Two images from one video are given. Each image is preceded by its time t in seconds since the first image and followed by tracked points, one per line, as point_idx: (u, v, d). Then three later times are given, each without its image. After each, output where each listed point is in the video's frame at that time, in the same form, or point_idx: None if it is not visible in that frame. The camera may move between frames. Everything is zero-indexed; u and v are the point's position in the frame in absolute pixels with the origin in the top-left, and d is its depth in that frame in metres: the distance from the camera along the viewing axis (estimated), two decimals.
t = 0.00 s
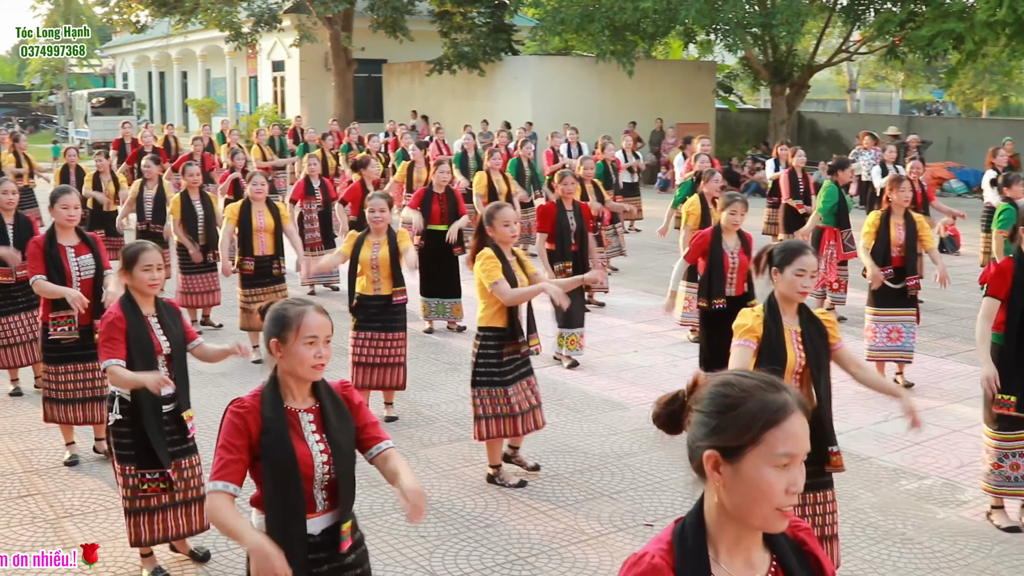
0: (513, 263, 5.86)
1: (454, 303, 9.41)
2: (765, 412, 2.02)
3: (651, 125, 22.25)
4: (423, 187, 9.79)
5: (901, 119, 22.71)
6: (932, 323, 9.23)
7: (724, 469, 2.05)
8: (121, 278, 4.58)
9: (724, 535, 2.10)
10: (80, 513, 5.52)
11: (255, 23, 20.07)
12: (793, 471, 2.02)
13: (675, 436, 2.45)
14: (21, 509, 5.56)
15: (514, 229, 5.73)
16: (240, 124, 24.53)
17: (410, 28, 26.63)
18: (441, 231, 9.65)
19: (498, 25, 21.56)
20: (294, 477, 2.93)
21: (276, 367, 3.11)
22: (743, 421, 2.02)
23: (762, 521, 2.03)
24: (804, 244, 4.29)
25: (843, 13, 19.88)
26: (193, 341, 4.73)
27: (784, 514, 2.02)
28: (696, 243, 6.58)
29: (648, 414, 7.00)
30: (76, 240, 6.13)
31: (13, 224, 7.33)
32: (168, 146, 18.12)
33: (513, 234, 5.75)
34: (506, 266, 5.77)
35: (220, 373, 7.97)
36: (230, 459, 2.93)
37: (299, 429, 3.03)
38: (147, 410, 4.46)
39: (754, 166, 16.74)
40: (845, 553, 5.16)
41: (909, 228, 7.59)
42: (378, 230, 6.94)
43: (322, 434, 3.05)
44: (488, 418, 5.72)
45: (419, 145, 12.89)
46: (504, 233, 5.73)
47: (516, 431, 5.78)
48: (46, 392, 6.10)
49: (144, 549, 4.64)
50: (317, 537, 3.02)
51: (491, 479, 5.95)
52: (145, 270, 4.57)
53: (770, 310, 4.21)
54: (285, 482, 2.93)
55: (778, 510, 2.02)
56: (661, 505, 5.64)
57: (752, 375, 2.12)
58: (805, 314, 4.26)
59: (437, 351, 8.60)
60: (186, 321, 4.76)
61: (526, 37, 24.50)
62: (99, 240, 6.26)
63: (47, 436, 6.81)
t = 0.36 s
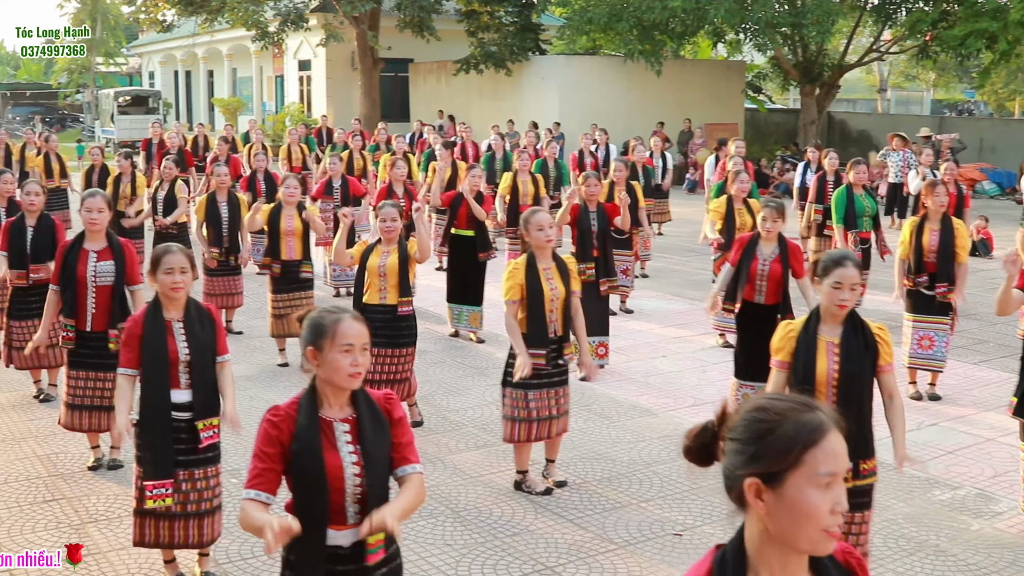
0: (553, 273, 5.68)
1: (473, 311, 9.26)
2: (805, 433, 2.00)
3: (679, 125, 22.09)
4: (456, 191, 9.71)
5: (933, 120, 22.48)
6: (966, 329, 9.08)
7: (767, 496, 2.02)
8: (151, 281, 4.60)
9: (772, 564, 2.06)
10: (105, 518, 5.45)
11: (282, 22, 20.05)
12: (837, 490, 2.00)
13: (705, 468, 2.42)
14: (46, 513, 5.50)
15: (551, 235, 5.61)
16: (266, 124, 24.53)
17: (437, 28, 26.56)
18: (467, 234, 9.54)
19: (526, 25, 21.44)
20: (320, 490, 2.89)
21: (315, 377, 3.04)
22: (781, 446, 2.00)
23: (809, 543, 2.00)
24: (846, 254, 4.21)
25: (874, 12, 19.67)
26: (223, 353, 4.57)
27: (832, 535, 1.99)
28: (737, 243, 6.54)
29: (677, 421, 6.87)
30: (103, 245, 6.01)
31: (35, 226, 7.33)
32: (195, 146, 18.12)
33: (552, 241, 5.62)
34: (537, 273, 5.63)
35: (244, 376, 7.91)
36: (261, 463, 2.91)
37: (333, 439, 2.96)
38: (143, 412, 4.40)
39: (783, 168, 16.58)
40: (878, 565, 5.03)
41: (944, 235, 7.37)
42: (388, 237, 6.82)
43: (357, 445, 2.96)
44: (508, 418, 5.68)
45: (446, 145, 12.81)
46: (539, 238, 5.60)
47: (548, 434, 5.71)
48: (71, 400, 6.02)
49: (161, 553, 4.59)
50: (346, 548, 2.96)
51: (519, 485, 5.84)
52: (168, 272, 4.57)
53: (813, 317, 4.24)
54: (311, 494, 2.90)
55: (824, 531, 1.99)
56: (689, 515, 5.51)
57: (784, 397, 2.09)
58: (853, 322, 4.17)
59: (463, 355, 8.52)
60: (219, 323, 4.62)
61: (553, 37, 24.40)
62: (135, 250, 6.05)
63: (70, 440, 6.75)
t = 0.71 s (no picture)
0: (572, 275, 5.75)
1: (501, 314, 9.34)
2: (825, 440, 2.01)
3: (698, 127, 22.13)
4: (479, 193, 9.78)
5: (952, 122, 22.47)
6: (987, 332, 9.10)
7: (784, 502, 2.04)
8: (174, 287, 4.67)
9: (784, 572, 2.09)
10: (129, 518, 5.53)
11: (303, 23, 20.14)
12: (854, 501, 2.01)
13: (729, 464, 2.44)
14: (70, 513, 5.59)
15: (574, 237, 5.63)
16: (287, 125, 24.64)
17: (457, 29, 26.63)
18: (490, 236, 9.61)
19: (546, 26, 21.46)
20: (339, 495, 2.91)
21: (341, 382, 3.03)
22: (801, 452, 2.01)
23: (825, 552, 2.01)
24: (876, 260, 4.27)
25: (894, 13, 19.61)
26: (249, 356, 4.67)
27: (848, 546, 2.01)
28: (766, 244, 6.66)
29: (697, 422, 6.93)
30: (122, 248, 6.07)
31: (53, 228, 7.46)
32: (217, 147, 18.24)
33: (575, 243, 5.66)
34: (556, 275, 5.73)
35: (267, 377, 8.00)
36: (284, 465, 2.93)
37: (353, 448, 2.96)
38: (167, 417, 4.47)
39: (803, 170, 16.61)
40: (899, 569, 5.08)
41: (966, 241, 7.45)
42: (399, 240, 6.88)
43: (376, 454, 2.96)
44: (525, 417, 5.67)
45: (467, 147, 12.89)
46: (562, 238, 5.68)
47: (570, 433, 5.68)
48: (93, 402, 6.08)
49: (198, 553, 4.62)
50: (368, 554, 2.97)
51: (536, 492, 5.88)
52: (193, 276, 4.64)
53: (839, 324, 4.32)
54: (332, 500, 2.92)
55: (840, 541, 2.01)
56: (711, 518, 5.56)
57: (810, 405, 2.11)
58: (878, 332, 4.20)
59: (484, 357, 8.61)
60: (245, 328, 4.69)
61: (573, 38, 24.45)
62: (152, 254, 6.14)
63: (95, 440, 6.83)
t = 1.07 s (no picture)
0: (573, 275, 5.80)
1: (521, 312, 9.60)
2: (834, 443, 2.03)
3: (713, 128, 22.38)
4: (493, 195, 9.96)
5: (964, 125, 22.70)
6: (1000, 334, 9.27)
7: (798, 503, 2.07)
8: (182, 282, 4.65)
9: None
10: (153, 514, 5.40)
11: (323, 26, 20.42)
12: (867, 507, 2.00)
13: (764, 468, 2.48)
14: (95, 510, 5.46)
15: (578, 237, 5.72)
16: (308, 126, 24.96)
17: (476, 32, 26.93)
18: (508, 237, 9.83)
19: (563, 29, 21.62)
20: (325, 507, 2.89)
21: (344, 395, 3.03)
22: (811, 453, 2.04)
23: (840, 559, 2.01)
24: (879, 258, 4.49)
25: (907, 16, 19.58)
26: (254, 356, 4.63)
27: (863, 553, 1.99)
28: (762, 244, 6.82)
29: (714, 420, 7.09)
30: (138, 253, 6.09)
31: (66, 229, 7.39)
32: (240, 148, 18.49)
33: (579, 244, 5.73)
34: (557, 273, 5.80)
35: (292, 376, 8.18)
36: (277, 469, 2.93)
37: (346, 459, 2.93)
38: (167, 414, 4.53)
39: (817, 173, 16.83)
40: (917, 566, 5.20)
41: (971, 241, 7.68)
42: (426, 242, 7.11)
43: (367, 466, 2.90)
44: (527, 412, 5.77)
45: (487, 150, 13.10)
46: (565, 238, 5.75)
47: (571, 435, 5.72)
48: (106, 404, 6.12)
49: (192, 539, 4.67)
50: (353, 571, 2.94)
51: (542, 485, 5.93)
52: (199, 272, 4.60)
53: (841, 322, 4.53)
54: (318, 510, 2.90)
55: (856, 549, 1.99)
56: (726, 482, 5.64)
57: (834, 411, 2.13)
58: (879, 327, 4.42)
59: (505, 356, 8.82)
60: (248, 327, 4.65)
61: (589, 41, 24.72)
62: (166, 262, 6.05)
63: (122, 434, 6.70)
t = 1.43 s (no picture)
0: (585, 271, 5.65)
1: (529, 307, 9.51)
2: (878, 439, 1.93)
3: (728, 126, 22.23)
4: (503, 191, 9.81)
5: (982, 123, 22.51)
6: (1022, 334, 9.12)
7: (836, 498, 1.98)
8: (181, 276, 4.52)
9: None
10: (161, 517, 5.27)
11: (334, 23, 20.32)
12: (908, 507, 1.91)
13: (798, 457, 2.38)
14: (102, 511, 5.35)
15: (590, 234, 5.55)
16: (319, 123, 24.88)
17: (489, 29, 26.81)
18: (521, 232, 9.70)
19: (576, 26, 21.55)
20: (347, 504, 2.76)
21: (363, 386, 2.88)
22: (850, 450, 1.94)
23: (879, 558, 1.94)
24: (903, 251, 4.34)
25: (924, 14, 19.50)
26: (249, 344, 4.51)
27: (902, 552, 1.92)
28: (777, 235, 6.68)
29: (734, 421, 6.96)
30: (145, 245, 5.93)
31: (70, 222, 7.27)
32: (251, 145, 18.42)
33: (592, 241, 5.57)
34: (569, 269, 5.64)
35: (302, 374, 8.06)
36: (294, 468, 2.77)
37: (369, 453, 2.82)
38: (162, 410, 4.34)
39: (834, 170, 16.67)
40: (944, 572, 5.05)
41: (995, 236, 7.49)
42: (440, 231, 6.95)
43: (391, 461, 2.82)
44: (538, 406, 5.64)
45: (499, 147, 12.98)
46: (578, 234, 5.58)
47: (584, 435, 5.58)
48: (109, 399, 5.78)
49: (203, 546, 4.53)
50: (381, 565, 2.85)
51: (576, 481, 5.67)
52: (197, 265, 4.47)
53: (868, 317, 4.44)
54: (336, 510, 2.77)
55: (895, 547, 1.92)
56: (755, 483, 5.49)
57: (874, 399, 2.02)
58: (908, 321, 4.33)
59: (518, 355, 8.70)
60: (245, 317, 4.55)
61: (603, 38, 24.58)
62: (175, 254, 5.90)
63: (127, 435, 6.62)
